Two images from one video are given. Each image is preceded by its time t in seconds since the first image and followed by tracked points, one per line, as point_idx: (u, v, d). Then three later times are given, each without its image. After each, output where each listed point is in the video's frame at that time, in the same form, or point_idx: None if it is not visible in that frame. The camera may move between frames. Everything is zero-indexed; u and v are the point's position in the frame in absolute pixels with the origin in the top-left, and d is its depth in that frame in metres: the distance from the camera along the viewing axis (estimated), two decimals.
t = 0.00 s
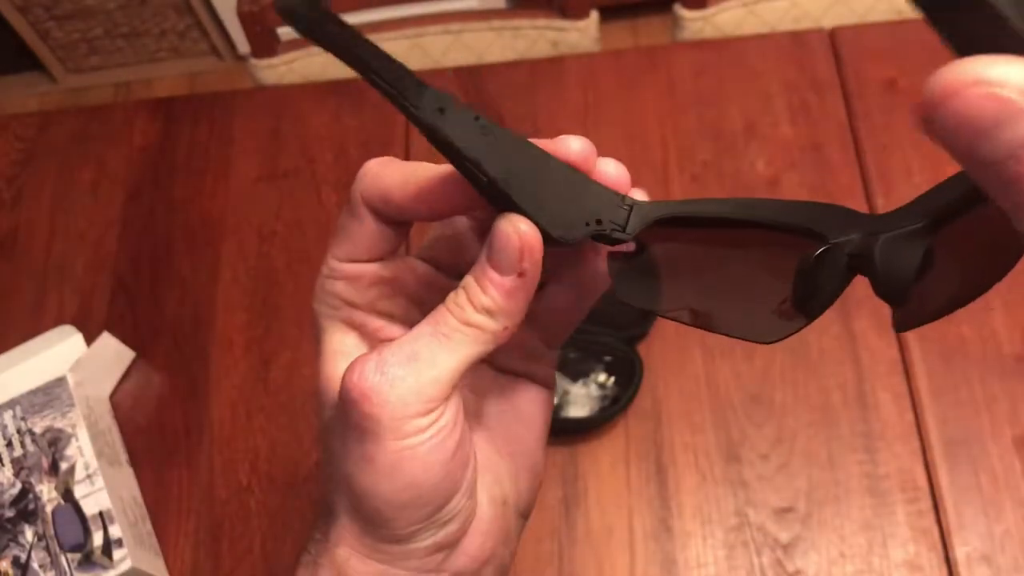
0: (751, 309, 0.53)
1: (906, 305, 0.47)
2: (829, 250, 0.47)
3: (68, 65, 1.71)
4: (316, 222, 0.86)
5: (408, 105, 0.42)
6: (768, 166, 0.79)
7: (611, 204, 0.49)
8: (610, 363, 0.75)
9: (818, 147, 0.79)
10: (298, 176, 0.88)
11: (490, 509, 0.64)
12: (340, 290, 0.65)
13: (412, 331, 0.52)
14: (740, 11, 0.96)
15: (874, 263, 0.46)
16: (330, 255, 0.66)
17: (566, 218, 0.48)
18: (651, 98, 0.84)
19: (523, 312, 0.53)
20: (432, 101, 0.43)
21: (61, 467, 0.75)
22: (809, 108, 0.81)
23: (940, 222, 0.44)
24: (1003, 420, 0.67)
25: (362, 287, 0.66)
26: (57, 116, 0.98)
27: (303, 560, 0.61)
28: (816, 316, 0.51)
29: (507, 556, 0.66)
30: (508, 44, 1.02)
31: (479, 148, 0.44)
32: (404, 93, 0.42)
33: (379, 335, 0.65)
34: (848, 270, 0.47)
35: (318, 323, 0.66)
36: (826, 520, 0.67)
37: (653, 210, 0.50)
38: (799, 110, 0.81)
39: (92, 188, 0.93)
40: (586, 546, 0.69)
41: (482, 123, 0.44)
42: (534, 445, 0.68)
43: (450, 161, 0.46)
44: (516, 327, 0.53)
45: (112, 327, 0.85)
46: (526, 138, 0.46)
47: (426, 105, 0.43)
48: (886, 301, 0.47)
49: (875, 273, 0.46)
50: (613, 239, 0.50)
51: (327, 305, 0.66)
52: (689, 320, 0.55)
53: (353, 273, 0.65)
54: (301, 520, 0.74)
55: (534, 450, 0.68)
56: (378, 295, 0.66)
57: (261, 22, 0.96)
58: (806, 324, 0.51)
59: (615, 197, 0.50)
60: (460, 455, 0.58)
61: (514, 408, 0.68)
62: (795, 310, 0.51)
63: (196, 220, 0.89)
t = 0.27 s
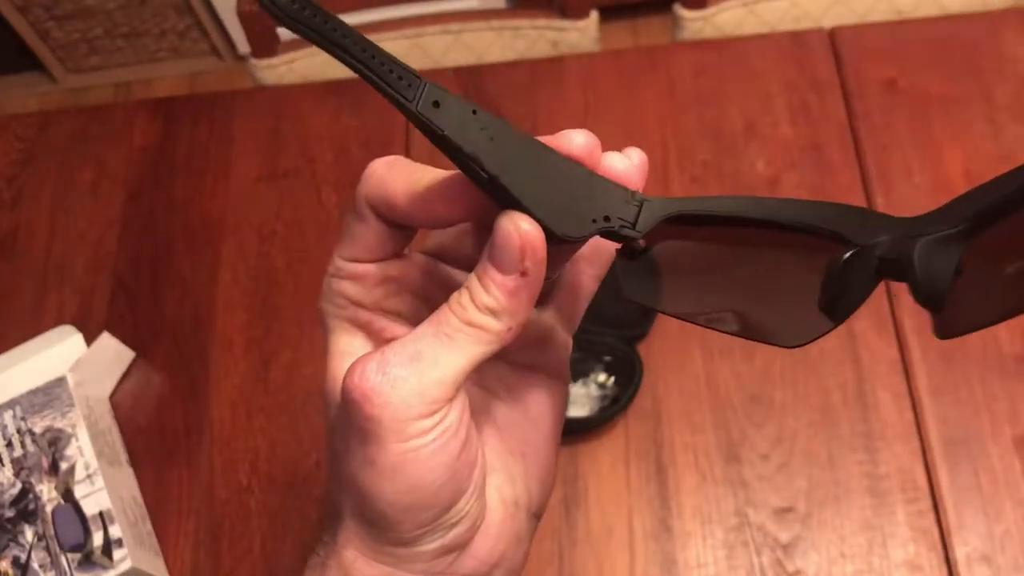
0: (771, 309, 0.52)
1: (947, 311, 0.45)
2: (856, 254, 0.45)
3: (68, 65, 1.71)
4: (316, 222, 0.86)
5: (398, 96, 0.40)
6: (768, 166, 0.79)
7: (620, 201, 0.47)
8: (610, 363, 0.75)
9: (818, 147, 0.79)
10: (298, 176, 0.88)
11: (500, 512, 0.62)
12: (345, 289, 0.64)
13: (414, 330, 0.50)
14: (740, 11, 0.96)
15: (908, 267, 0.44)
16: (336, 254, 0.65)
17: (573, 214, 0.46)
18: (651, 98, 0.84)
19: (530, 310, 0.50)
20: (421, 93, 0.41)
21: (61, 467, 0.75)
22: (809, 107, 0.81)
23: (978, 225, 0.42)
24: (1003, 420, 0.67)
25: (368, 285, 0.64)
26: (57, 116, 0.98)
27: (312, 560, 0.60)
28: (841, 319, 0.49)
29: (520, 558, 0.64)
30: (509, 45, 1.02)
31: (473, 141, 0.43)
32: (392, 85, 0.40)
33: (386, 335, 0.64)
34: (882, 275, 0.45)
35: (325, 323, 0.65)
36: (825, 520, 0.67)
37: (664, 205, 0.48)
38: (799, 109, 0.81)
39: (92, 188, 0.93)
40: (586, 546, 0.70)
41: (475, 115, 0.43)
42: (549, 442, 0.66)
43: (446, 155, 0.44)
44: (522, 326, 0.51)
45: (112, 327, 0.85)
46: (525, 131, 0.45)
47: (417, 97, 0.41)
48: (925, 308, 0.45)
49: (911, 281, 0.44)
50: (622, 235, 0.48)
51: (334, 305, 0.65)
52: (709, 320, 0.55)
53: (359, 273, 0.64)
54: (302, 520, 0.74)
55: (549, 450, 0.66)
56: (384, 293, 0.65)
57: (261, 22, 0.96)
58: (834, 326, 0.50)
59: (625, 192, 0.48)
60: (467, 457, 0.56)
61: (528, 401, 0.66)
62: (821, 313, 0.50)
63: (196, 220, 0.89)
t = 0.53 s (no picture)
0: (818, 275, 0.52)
1: (1013, 289, 0.42)
2: (911, 220, 0.45)
3: (68, 65, 1.71)
4: (316, 221, 0.86)
5: (410, 39, 0.37)
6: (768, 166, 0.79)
7: (645, 155, 0.45)
8: (610, 363, 0.75)
9: (818, 147, 0.79)
10: (298, 176, 0.88)
11: (503, 481, 0.62)
12: (348, 242, 0.63)
13: (422, 291, 0.48)
14: (740, 11, 0.96)
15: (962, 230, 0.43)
16: (339, 205, 0.63)
17: (595, 169, 0.43)
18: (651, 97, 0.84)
19: (541, 274, 0.48)
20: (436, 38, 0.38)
21: (61, 467, 0.75)
22: (809, 108, 0.81)
23: None
24: (1003, 420, 0.67)
25: (371, 241, 0.63)
26: (57, 116, 0.97)
27: (310, 519, 0.61)
28: (889, 293, 0.49)
29: (523, 527, 0.64)
30: (508, 45, 1.02)
31: (491, 89, 0.40)
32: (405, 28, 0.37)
33: (386, 293, 0.63)
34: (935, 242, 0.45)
35: (324, 275, 0.63)
36: (826, 520, 0.67)
37: (695, 161, 0.47)
38: (799, 110, 0.81)
39: (92, 188, 0.93)
40: (586, 545, 0.70)
41: (493, 60, 0.40)
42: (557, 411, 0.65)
43: (462, 107, 0.41)
44: (533, 290, 0.49)
45: (112, 327, 0.85)
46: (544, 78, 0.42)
47: (430, 40, 0.38)
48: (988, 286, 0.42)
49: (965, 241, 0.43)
50: (650, 193, 0.46)
51: (335, 258, 0.63)
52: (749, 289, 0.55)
53: (362, 225, 0.63)
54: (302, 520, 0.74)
55: (558, 420, 0.65)
56: (388, 249, 0.63)
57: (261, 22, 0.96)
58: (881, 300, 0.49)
59: (652, 146, 0.46)
60: (473, 426, 0.55)
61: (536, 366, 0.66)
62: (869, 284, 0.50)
63: (196, 220, 0.89)
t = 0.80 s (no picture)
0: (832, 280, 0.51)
1: None
2: (927, 224, 0.45)
3: (68, 65, 1.71)
4: (317, 222, 0.86)
5: (421, 46, 0.38)
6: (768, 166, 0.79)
7: (660, 160, 0.45)
8: (610, 363, 0.75)
9: (818, 147, 0.79)
10: (298, 176, 0.88)
11: (517, 485, 0.62)
12: (362, 244, 0.62)
13: (435, 298, 0.48)
14: (740, 11, 0.96)
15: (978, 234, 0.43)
16: (353, 207, 0.63)
17: (608, 175, 0.43)
18: (651, 97, 0.84)
19: (555, 281, 0.48)
20: (445, 43, 0.39)
21: (61, 467, 0.75)
22: (809, 108, 0.81)
23: None
24: (1003, 420, 0.67)
25: (386, 242, 0.62)
26: (57, 116, 0.97)
27: (319, 522, 0.60)
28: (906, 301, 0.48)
29: (535, 528, 0.65)
30: (508, 45, 1.01)
31: (501, 95, 0.40)
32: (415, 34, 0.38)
33: (401, 295, 0.62)
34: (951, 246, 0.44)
35: (337, 277, 0.62)
36: (826, 520, 0.67)
37: (707, 168, 0.47)
38: (799, 109, 0.81)
39: (92, 188, 0.93)
40: (587, 545, 0.70)
41: (504, 66, 0.40)
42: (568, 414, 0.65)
43: (475, 116, 0.42)
44: (547, 296, 0.49)
45: (112, 327, 0.85)
46: (555, 84, 0.42)
47: (441, 48, 0.39)
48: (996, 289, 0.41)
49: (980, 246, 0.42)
50: (666, 200, 0.46)
51: (348, 259, 0.62)
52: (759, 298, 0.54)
53: (377, 228, 0.62)
54: (302, 520, 0.74)
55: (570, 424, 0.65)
56: (402, 251, 0.63)
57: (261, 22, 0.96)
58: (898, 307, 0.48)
59: (667, 152, 0.46)
60: (485, 431, 0.54)
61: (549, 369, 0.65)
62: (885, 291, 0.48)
63: (196, 220, 0.89)
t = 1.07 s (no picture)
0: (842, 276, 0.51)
1: None
2: (942, 219, 0.44)
3: (68, 65, 1.71)
4: (316, 222, 0.86)
5: (432, 47, 0.39)
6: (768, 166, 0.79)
7: (677, 156, 0.44)
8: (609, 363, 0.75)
9: (818, 147, 0.79)
10: (299, 176, 0.88)
11: (534, 476, 0.63)
12: (386, 239, 0.62)
13: (452, 292, 0.48)
14: (740, 11, 0.96)
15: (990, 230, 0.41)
16: (377, 201, 0.63)
17: (624, 172, 0.43)
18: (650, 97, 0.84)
19: (572, 278, 0.47)
20: (455, 44, 0.39)
21: (61, 467, 0.75)
22: (809, 107, 0.81)
23: None
24: (1003, 420, 0.67)
25: (409, 237, 0.62)
26: (57, 116, 0.97)
27: (344, 509, 0.62)
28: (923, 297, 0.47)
29: (551, 522, 0.65)
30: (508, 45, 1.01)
31: (513, 93, 0.41)
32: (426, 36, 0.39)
33: (424, 291, 0.62)
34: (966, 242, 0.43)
35: (361, 270, 0.63)
36: (825, 521, 0.67)
37: (723, 163, 0.46)
38: (800, 109, 0.81)
39: (92, 188, 0.93)
40: (587, 545, 0.70)
41: (516, 65, 0.41)
42: (586, 411, 0.65)
43: (488, 115, 0.42)
44: (564, 293, 0.48)
45: (112, 327, 0.85)
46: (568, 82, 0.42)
47: (452, 49, 0.39)
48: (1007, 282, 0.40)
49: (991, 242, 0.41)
50: (682, 195, 0.45)
51: (372, 253, 0.63)
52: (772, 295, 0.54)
53: (401, 222, 0.62)
54: (302, 520, 0.74)
55: (587, 421, 0.65)
56: (425, 246, 0.63)
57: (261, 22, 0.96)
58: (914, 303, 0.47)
59: (685, 147, 0.45)
60: (503, 423, 0.55)
61: (570, 364, 0.65)
62: (901, 287, 0.47)
63: (196, 220, 0.89)
